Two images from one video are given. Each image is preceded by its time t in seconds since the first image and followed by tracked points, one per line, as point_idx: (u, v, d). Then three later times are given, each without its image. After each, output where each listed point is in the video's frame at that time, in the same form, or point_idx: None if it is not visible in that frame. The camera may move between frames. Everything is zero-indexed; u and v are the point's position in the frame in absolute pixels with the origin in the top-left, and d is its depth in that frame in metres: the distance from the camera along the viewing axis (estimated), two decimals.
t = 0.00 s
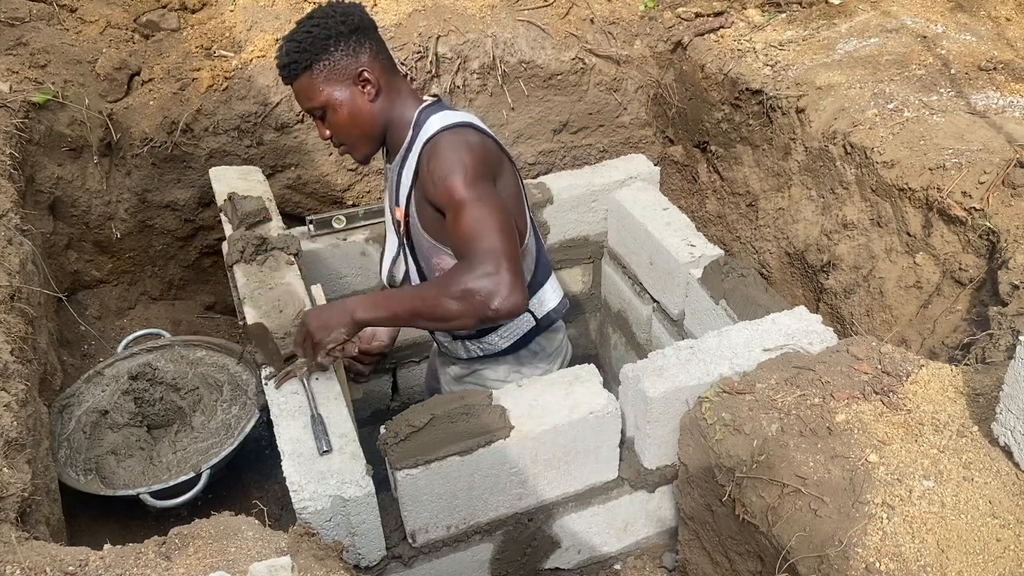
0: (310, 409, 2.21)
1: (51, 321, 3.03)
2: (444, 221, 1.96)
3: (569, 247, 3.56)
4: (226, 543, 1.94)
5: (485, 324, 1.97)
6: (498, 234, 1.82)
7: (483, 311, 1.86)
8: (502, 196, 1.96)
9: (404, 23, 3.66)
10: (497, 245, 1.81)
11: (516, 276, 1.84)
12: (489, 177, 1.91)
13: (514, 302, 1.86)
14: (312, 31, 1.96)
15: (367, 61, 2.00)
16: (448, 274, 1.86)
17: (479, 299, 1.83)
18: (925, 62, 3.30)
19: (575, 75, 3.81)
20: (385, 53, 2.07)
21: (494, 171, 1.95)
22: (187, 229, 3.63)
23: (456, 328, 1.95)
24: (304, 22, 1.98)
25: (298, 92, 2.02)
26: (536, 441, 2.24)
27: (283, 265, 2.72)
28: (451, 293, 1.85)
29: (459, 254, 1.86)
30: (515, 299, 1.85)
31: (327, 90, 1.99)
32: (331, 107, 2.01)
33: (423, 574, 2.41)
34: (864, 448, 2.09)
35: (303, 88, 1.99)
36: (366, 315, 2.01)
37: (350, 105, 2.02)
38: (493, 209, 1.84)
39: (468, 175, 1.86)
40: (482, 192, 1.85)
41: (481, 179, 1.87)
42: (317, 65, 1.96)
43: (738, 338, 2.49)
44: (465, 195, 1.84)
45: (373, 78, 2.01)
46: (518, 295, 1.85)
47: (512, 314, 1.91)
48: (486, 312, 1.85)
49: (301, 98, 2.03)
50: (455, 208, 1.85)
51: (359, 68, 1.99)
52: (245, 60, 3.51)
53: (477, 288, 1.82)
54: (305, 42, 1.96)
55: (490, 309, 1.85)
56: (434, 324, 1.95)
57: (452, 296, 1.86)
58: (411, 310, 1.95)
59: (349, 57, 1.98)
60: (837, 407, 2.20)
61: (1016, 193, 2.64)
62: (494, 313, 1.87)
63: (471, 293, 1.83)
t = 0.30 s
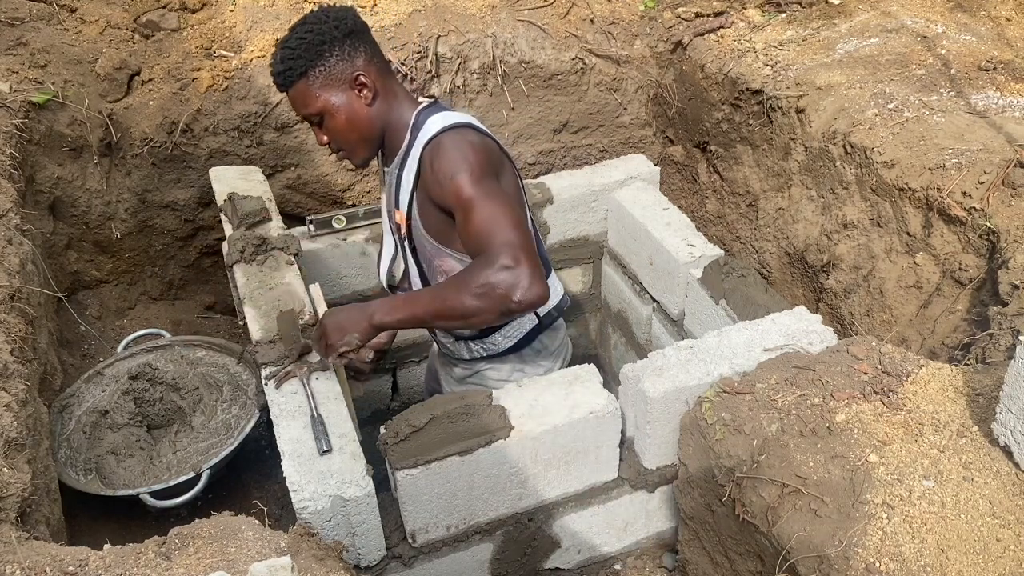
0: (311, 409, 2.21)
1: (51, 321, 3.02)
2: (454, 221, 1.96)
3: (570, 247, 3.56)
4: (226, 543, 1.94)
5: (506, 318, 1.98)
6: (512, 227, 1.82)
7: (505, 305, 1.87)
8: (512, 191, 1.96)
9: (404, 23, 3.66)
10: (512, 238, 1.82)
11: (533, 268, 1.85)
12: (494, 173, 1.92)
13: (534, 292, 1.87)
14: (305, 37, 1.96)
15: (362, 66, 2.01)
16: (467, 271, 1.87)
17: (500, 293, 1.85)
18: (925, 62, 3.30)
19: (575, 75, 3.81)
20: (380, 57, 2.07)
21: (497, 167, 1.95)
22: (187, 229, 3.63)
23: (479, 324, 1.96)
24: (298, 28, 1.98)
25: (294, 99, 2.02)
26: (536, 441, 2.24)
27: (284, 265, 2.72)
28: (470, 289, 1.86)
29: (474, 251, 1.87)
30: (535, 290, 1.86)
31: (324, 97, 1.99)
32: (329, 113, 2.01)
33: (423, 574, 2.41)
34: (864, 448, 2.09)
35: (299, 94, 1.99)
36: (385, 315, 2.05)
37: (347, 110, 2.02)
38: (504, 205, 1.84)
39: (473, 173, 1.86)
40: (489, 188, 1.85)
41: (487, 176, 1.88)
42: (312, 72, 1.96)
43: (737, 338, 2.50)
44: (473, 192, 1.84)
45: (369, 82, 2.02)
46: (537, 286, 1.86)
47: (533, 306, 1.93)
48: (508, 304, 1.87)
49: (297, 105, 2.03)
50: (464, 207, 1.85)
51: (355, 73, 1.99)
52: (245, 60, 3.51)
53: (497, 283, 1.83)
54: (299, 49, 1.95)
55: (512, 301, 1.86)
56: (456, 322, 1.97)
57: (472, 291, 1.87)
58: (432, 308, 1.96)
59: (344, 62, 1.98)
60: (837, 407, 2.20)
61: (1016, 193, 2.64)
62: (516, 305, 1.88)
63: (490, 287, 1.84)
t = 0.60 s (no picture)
0: (311, 409, 2.21)
1: (51, 321, 3.02)
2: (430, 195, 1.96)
3: (570, 247, 3.56)
4: (226, 543, 1.94)
5: (451, 282, 1.92)
6: (489, 199, 1.84)
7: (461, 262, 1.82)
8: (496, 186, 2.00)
9: (404, 23, 3.66)
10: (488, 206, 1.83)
11: (498, 240, 1.85)
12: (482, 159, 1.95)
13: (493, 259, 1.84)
14: (300, 42, 1.96)
15: (357, 68, 2.01)
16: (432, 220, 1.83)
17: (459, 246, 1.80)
18: (925, 62, 3.30)
19: (575, 75, 3.81)
20: (374, 59, 2.08)
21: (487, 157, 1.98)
22: (187, 229, 3.63)
23: (423, 276, 1.88)
24: (292, 33, 1.98)
25: (289, 103, 2.02)
26: (536, 441, 2.24)
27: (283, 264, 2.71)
28: (432, 233, 1.81)
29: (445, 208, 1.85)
30: (493, 258, 1.84)
31: (319, 100, 1.99)
32: (324, 116, 2.01)
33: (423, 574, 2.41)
34: (864, 448, 2.09)
35: (294, 98, 2.00)
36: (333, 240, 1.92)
37: (343, 113, 2.02)
38: (486, 183, 1.87)
39: (460, 149, 1.90)
40: (472, 166, 1.88)
41: (476, 162, 1.91)
42: (306, 75, 1.96)
43: (737, 338, 2.50)
44: (459, 168, 1.87)
45: (363, 85, 2.02)
46: (496, 255, 1.85)
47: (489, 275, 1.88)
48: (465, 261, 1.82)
49: (293, 109, 2.03)
50: (444, 175, 1.87)
51: (350, 76, 2.00)
52: (244, 60, 3.51)
53: (459, 236, 1.80)
54: (293, 53, 1.96)
55: (468, 257, 1.82)
56: (402, 266, 1.87)
57: (432, 235, 1.81)
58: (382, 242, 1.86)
59: (339, 66, 1.98)
60: (838, 407, 2.20)
61: (1016, 193, 2.64)
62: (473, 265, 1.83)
63: (452, 237, 1.80)
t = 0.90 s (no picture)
0: (311, 409, 2.21)
1: (51, 321, 3.02)
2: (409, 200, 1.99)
3: (570, 247, 3.56)
4: (226, 543, 1.94)
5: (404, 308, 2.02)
6: (443, 219, 1.85)
7: (396, 282, 1.90)
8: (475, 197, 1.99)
9: (404, 23, 3.66)
10: (435, 228, 1.85)
11: (442, 264, 1.88)
12: (466, 172, 1.95)
13: (428, 284, 1.89)
14: (303, 44, 1.96)
15: (360, 70, 2.01)
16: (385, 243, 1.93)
17: (395, 268, 1.89)
18: (925, 62, 3.30)
19: (575, 75, 3.81)
20: (377, 60, 2.07)
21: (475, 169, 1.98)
22: (187, 229, 3.63)
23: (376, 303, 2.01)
24: (296, 35, 1.98)
25: (294, 104, 2.03)
26: (536, 441, 2.24)
27: (283, 265, 2.72)
28: (376, 264, 1.93)
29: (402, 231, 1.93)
30: (431, 283, 1.88)
31: (323, 102, 1.99)
32: (327, 117, 2.02)
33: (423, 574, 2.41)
34: (864, 448, 2.09)
35: (298, 99, 2.00)
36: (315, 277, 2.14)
37: (346, 115, 2.02)
38: (451, 199, 1.88)
39: (443, 160, 1.90)
40: (450, 180, 1.89)
41: (455, 173, 1.90)
42: (309, 77, 1.96)
43: (737, 338, 2.50)
44: (434, 179, 1.88)
45: (366, 86, 2.02)
46: (435, 279, 1.88)
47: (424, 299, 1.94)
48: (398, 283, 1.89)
49: (297, 111, 2.04)
50: (418, 183, 1.89)
51: (353, 78, 2.00)
52: (245, 60, 3.51)
53: (398, 255, 1.87)
54: (297, 55, 1.96)
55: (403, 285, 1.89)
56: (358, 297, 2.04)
57: (376, 268, 1.94)
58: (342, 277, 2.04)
59: (342, 67, 1.98)
60: (838, 407, 2.20)
61: (1016, 193, 2.64)
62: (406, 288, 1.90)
63: (392, 267, 1.89)
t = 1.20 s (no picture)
0: (310, 409, 2.21)
1: (51, 321, 3.02)
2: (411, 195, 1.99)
3: (570, 247, 3.56)
4: (226, 543, 1.94)
5: (408, 288, 1.94)
6: (445, 200, 1.82)
7: (400, 262, 1.84)
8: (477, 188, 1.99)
9: (404, 23, 3.66)
10: (438, 209, 1.81)
11: (446, 244, 1.82)
12: (469, 163, 1.95)
13: (433, 266, 1.83)
14: (306, 41, 1.97)
15: (361, 67, 2.01)
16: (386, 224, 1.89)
17: (398, 248, 1.83)
18: (925, 62, 3.30)
19: (575, 75, 3.81)
20: (379, 57, 2.08)
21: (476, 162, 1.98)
22: (187, 229, 3.63)
23: (378, 282, 1.95)
24: (299, 33, 2.00)
25: (296, 102, 2.03)
26: (536, 441, 2.24)
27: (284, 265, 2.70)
28: (379, 241, 1.88)
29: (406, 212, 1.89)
30: (436, 263, 1.82)
31: (324, 98, 2.00)
32: (329, 114, 2.02)
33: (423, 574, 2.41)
34: (864, 448, 2.09)
35: (300, 96, 2.00)
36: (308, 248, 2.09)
37: (348, 111, 2.02)
38: (455, 183, 1.86)
39: (444, 151, 1.91)
40: (452, 168, 1.89)
41: (457, 162, 1.91)
42: (312, 74, 1.97)
43: (737, 338, 2.50)
44: (436, 167, 1.88)
45: (369, 83, 2.02)
46: (441, 259, 1.82)
47: (429, 281, 1.88)
48: (402, 263, 1.84)
49: (299, 108, 2.04)
50: (421, 172, 1.89)
51: (355, 74, 2.00)
52: (244, 60, 3.51)
53: (403, 235, 1.82)
54: (299, 52, 1.97)
55: (406, 262, 1.83)
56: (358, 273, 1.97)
57: (377, 245, 1.89)
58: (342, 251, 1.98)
59: (344, 64, 1.99)
60: (837, 407, 2.20)
61: (1016, 193, 2.64)
62: (410, 269, 1.84)
63: (395, 243, 1.83)
